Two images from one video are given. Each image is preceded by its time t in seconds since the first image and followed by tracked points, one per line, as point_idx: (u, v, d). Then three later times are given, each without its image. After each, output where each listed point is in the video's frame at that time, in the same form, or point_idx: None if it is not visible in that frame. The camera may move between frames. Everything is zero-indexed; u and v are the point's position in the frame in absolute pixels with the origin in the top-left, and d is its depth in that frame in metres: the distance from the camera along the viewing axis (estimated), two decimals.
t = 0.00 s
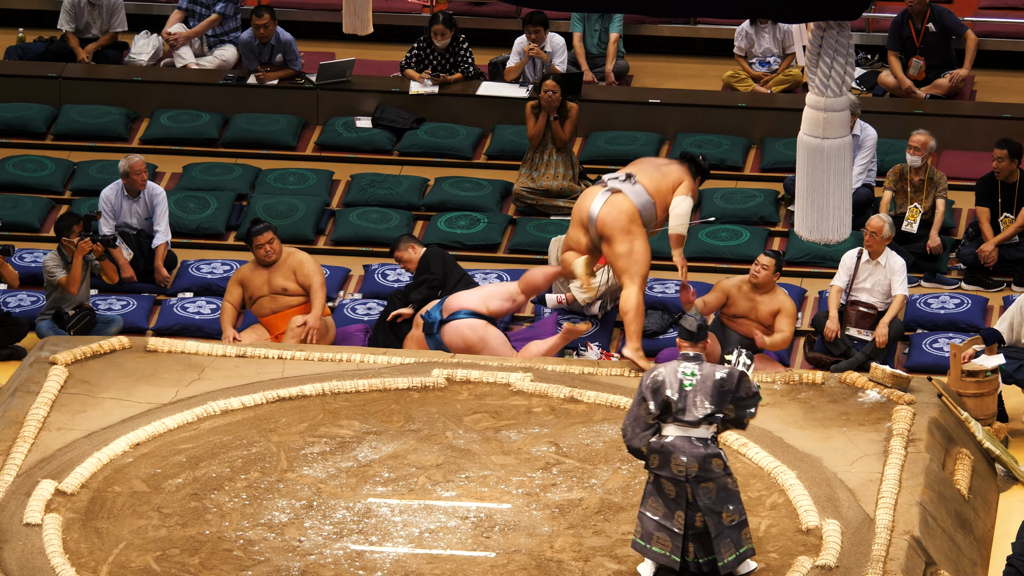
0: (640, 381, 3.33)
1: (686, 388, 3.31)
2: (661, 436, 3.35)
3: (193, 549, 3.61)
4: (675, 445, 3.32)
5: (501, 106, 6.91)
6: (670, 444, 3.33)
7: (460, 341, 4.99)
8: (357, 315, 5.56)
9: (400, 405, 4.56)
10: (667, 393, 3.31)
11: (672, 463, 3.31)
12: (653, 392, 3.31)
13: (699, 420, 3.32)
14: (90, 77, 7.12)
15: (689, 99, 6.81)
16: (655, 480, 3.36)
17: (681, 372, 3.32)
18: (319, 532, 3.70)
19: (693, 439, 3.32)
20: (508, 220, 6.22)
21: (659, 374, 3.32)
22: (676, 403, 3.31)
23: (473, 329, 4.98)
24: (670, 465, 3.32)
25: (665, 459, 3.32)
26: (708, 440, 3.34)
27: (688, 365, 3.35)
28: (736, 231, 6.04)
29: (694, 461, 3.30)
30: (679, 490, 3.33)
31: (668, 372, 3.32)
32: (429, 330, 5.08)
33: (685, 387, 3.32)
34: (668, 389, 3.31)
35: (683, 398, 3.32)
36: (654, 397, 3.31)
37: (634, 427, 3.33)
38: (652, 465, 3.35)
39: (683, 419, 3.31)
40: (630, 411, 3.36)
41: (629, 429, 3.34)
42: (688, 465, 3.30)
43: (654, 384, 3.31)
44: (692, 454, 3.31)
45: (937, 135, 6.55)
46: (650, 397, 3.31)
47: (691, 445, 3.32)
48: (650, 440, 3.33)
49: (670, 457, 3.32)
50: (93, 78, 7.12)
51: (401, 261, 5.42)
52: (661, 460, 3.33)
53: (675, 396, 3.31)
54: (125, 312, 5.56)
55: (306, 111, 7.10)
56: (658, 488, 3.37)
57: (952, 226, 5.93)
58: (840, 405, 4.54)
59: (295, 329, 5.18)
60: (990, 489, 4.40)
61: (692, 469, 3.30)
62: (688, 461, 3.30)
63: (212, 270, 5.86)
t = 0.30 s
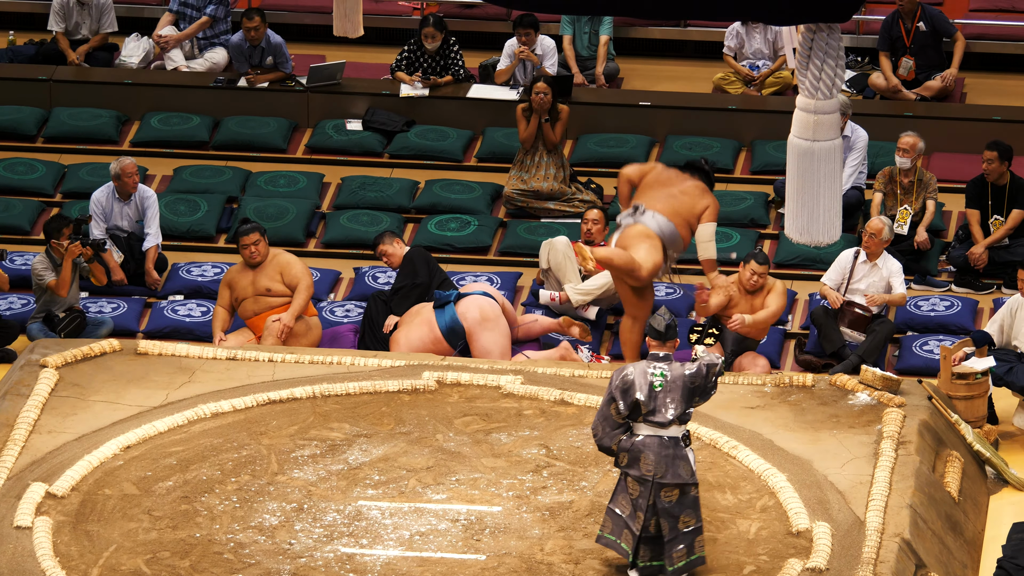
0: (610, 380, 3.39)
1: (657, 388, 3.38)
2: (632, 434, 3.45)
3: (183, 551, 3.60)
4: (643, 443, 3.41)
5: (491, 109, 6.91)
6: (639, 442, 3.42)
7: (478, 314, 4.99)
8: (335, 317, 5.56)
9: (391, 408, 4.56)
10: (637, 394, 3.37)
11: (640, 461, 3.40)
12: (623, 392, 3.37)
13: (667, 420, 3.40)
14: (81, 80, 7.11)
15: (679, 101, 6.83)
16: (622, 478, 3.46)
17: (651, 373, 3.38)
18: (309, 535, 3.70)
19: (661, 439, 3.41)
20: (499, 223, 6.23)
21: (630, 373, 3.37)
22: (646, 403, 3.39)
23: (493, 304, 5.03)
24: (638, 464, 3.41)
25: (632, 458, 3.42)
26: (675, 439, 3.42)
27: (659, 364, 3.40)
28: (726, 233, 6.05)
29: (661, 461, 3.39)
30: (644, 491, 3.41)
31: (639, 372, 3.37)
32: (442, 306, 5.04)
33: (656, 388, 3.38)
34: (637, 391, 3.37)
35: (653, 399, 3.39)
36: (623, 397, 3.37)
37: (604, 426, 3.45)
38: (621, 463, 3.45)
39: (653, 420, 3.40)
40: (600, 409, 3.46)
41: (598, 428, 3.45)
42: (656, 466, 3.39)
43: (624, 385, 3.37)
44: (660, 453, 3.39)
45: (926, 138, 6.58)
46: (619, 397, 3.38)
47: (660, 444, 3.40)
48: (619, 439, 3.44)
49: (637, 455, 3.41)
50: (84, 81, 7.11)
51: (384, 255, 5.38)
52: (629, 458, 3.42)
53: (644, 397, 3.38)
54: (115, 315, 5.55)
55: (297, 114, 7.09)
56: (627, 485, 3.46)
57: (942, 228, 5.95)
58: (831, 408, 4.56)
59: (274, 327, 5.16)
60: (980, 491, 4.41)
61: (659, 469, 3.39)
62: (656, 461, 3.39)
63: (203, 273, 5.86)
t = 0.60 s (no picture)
0: (596, 391, 3.36)
1: (644, 399, 3.37)
2: (616, 443, 3.44)
3: (170, 559, 3.60)
4: (628, 453, 3.42)
5: (478, 116, 6.92)
6: (624, 451, 3.43)
7: (469, 323, 4.96)
8: (321, 325, 5.55)
9: (378, 416, 4.56)
10: (625, 406, 3.35)
11: (624, 470, 3.41)
12: (609, 403, 3.35)
13: (652, 430, 3.40)
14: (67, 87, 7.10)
15: (666, 109, 6.85)
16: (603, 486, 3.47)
17: (638, 384, 3.36)
18: (296, 543, 3.70)
19: (644, 448, 3.42)
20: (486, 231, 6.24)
21: (616, 385, 3.34)
22: (633, 415, 3.38)
23: (486, 314, 5.00)
24: (621, 473, 3.42)
25: (616, 467, 3.42)
26: (658, 449, 3.44)
27: (645, 374, 3.39)
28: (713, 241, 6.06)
29: (646, 470, 3.41)
30: (625, 500, 3.43)
31: (625, 382, 3.35)
32: (434, 310, 5.00)
33: (643, 399, 3.37)
34: (625, 402, 3.35)
35: (640, 411, 3.38)
36: (609, 408, 3.35)
37: (589, 437, 3.42)
38: (603, 471, 3.45)
39: (640, 431, 3.40)
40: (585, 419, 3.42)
41: (584, 438, 3.42)
42: (640, 475, 3.41)
43: (611, 395, 3.34)
44: (645, 461, 3.41)
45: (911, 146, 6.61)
46: (605, 409, 3.36)
47: (645, 454, 3.42)
48: (604, 449, 3.43)
49: (622, 464, 3.42)
50: (71, 88, 7.10)
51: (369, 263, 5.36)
52: (613, 467, 3.43)
53: (632, 409, 3.36)
54: (102, 322, 5.54)
55: (284, 121, 7.09)
56: (607, 494, 3.47)
57: (928, 235, 5.99)
58: (817, 415, 4.57)
59: (266, 335, 5.13)
60: (967, 499, 4.41)
61: (642, 478, 3.41)
62: (640, 470, 3.41)
63: (190, 280, 5.85)
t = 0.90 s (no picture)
0: (577, 396, 3.39)
1: (624, 405, 3.39)
2: (596, 449, 3.48)
3: (149, 566, 3.59)
4: (607, 459, 3.44)
5: (456, 123, 6.93)
6: (603, 457, 3.45)
7: (457, 333, 4.97)
8: (300, 332, 5.55)
9: (358, 423, 4.57)
10: (605, 411, 3.38)
11: (604, 476, 3.44)
12: (590, 407, 3.38)
13: (632, 436, 3.43)
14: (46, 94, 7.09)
15: (644, 115, 6.88)
16: (583, 493, 3.49)
17: (619, 390, 3.39)
18: (275, 549, 3.70)
19: (624, 454, 3.44)
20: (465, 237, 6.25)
21: (597, 391, 3.38)
22: (614, 421, 3.40)
23: (475, 326, 5.00)
24: (600, 480, 3.44)
25: (595, 472, 3.45)
26: (637, 456, 3.46)
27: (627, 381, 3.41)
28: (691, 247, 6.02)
29: (626, 476, 3.43)
30: (605, 507, 3.44)
31: (607, 388, 3.39)
32: (423, 314, 4.99)
33: (624, 405, 3.40)
34: (605, 407, 3.38)
35: (620, 416, 3.40)
36: (590, 413, 3.38)
37: (569, 440, 3.47)
38: (582, 476, 3.49)
39: (619, 436, 3.42)
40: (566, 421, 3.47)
41: (564, 442, 3.48)
42: (620, 482, 3.43)
43: (591, 401, 3.37)
44: (625, 468, 3.44)
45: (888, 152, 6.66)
46: (586, 414, 3.39)
47: (625, 460, 3.44)
48: (583, 453, 3.47)
49: (603, 471, 3.44)
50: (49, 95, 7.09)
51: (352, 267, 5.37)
52: (592, 474, 3.46)
53: (612, 415, 3.39)
54: (81, 329, 5.52)
55: (263, 128, 7.09)
56: (586, 500, 3.48)
57: (907, 241, 6.04)
58: (796, 421, 4.60)
59: (254, 340, 5.12)
60: (945, 504, 4.44)
61: (621, 484, 3.43)
62: (620, 476, 3.43)
63: (168, 287, 5.84)
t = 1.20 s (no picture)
0: (564, 397, 3.40)
1: (612, 406, 3.41)
2: (581, 451, 3.49)
3: (132, 568, 3.59)
4: (593, 460, 3.46)
5: (440, 125, 6.93)
6: (589, 459, 3.47)
7: (457, 336, 4.95)
8: (284, 333, 5.55)
9: (342, 424, 4.57)
10: (591, 411, 3.39)
11: (589, 477, 3.45)
12: (575, 408, 3.39)
13: (618, 437, 3.44)
14: (30, 95, 7.07)
15: (628, 117, 6.91)
16: (568, 495, 3.50)
17: (604, 391, 3.41)
18: (259, 551, 3.70)
19: (609, 456, 3.46)
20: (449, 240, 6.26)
21: (583, 392, 3.39)
22: (601, 422, 3.42)
23: (474, 332, 5.00)
24: (586, 481, 3.46)
25: (581, 474, 3.47)
26: (622, 457, 3.48)
27: (612, 382, 3.43)
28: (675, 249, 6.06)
29: (611, 478, 3.45)
30: (591, 508, 3.46)
31: (592, 389, 3.40)
32: (426, 311, 4.95)
33: (611, 406, 3.41)
34: (591, 408, 3.39)
35: (607, 417, 3.42)
36: (575, 414, 3.39)
37: (555, 442, 3.47)
38: (567, 478, 3.50)
39: (605, 437, 3.44)
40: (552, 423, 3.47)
41: (550, 443, 3.48)
42: (606, 483, 3.44)
43: (578, 402, 3.39)
44: (610, 469, 3.45)
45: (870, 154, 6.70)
46: (571, 415, 3.39)
47: (610, 462, 3.46)
48: (569, 455, 3.48)
49: (588, 472, 3.46)
50: (33, 96, 7.07)
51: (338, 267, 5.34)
52: (578, 475, 3.47)
53: (599, 415, 3.40)
54: (64, 331, 5.51)
55: (247, 129, 7.09)
56: (571, 503, 3.50)
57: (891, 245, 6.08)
58: (779, 423, 4.63)
59: (258, 341, 5.14)
60: (928, 507, 4.46)
61: (606, 486, 3.45)
62: (605, 478, 3.45)
63: (152, 289, 5.82)
